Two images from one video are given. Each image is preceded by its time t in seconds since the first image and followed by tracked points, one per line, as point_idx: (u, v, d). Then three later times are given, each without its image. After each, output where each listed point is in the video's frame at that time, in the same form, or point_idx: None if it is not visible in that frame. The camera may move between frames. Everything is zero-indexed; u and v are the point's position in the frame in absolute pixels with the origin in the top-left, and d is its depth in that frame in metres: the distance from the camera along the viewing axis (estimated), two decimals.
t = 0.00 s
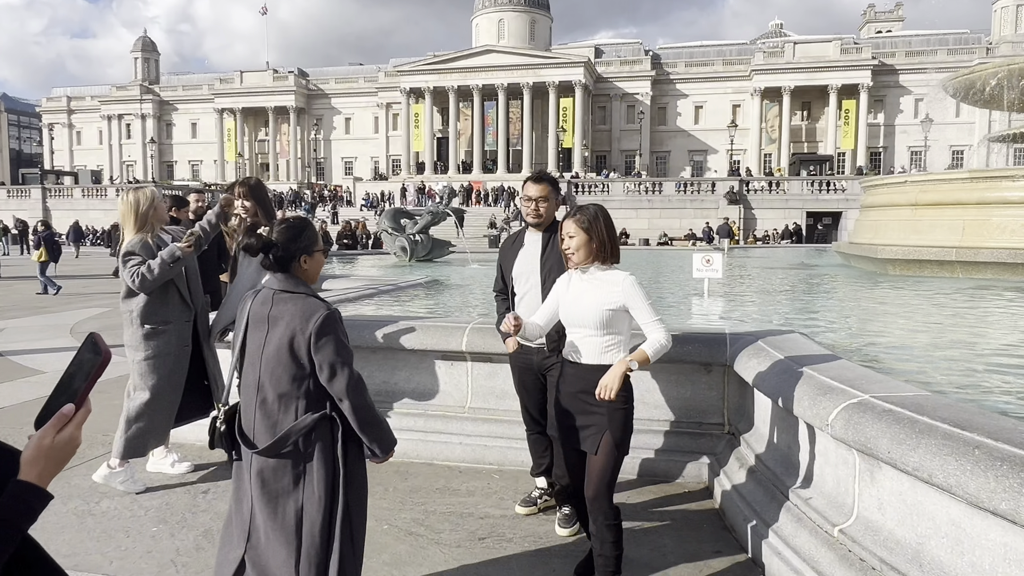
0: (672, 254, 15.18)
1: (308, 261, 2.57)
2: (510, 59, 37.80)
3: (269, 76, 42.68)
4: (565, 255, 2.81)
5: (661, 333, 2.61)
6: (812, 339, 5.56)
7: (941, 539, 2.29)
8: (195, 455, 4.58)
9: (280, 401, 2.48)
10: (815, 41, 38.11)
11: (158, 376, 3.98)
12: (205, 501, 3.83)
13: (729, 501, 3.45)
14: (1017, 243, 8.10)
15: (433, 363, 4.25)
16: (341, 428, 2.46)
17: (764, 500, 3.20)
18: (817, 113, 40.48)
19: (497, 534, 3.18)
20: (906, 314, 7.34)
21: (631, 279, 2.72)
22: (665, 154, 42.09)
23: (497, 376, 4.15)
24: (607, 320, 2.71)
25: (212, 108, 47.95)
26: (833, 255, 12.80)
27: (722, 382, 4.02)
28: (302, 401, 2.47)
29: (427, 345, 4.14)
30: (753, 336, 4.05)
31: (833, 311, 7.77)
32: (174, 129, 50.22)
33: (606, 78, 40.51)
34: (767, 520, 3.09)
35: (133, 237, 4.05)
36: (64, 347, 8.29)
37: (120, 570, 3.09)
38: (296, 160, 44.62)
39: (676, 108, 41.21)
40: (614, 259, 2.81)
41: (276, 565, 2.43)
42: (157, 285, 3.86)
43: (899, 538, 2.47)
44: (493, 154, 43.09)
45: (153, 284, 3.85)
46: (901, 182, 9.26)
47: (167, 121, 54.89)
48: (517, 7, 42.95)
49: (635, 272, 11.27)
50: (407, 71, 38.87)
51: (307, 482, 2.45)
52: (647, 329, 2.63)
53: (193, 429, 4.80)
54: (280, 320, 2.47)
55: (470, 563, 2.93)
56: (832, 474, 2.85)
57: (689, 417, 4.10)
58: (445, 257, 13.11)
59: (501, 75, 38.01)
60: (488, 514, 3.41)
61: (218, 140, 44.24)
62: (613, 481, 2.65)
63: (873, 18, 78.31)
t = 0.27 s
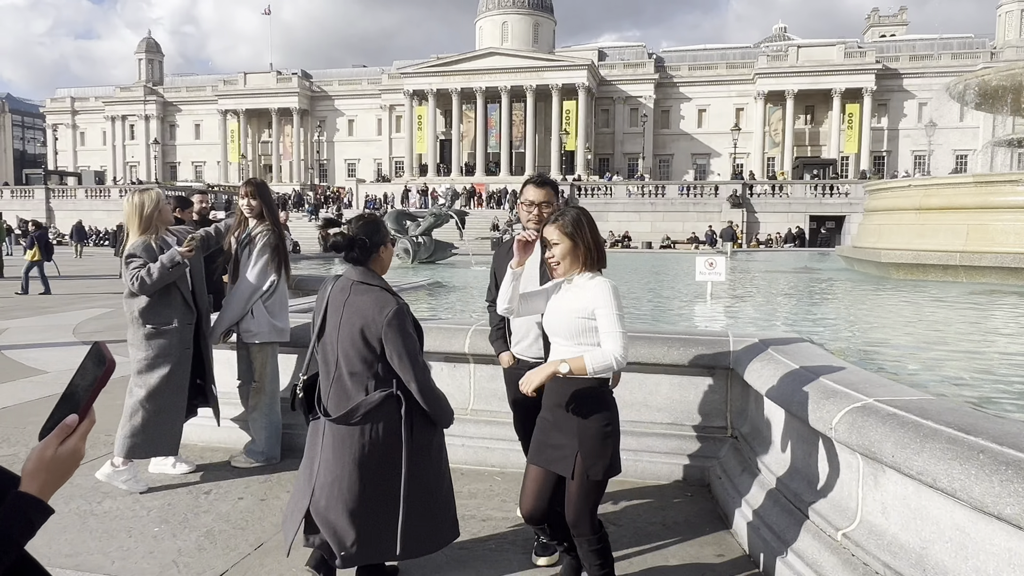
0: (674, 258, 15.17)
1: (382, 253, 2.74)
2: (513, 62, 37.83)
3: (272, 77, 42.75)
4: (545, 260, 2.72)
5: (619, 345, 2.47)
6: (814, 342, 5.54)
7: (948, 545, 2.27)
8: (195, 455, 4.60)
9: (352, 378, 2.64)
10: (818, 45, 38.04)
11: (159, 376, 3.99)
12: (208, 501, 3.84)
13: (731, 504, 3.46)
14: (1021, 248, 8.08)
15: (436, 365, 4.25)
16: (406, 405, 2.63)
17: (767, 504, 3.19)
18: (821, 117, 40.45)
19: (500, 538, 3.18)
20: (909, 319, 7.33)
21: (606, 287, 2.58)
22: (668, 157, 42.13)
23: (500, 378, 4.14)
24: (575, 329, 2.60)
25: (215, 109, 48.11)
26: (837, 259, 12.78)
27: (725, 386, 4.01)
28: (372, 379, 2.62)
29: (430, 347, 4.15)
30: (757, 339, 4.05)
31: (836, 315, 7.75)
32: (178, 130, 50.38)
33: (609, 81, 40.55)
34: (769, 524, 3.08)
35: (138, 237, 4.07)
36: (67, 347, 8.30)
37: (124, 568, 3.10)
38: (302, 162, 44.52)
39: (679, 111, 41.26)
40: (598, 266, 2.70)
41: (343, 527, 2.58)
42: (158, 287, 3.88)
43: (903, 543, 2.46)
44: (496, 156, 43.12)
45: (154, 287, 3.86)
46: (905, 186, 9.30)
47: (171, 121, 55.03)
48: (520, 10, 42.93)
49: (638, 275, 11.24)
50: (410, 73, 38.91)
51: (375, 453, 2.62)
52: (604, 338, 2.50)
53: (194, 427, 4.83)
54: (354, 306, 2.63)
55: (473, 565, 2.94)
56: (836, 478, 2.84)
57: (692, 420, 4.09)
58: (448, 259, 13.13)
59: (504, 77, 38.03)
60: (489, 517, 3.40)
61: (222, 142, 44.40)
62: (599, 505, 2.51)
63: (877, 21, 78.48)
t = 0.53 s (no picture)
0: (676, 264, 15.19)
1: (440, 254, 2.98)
2: (516, 67, 37.92)
3: (275, 82, 42.89)
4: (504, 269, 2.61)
5: (557, 367, 2.37)
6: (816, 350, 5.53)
7: (950, 553, 2.28)
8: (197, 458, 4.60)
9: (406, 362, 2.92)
10: (820, 52, 38.12)
11: (160, 380, 3.99)
12: (209, 504, 3.84)
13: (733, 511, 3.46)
14: None
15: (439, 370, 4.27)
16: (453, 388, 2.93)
17: (769, 511, 3.19)
18: (823, 124, 40.47)
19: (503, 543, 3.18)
20: (911, 326, 7.34)
21: (561, 301, 2.44)
22: (670, 163, 42.17)
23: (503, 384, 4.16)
24: (525, 344, 2.51)
25: (219, 113, 48.27)
26: (839, 266, 12.78)
27: (727, 392, 4.03)
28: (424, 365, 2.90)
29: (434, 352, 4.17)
30: (759, 346, 4.07)
31: (838, 322, 7.73)
32: (181, 133, 50.53)
33: (611, 88, 40.64)
34: (770, 531, 3.09)
35: (142, 242, 4.07)
36: (70, 349, 8.33)
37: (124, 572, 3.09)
38: (305, 166, 44.60)
39: (681, 118, 41.31)
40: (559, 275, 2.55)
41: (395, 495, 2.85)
42: (160, 292, 3.88)
43: (907, 552, 2.46)
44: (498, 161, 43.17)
45: (156, 293, 3.86)
46: (906, 194, 9.30)
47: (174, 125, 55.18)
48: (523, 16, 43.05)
49: (639, 281, 11.26)
50: (413, 78, 38.99)
51: (423, 429, 2.89)
52: (548, 358, 2.42)
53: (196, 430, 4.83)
54: (413, 300, 2.89)
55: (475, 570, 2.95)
56: (840, 486, 2.84)
57: (694, 427, 4.09)
58: (450, 264, 13.15)
59: (506, 82, 38.11)
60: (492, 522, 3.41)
61: (225, 145, 44.52)
62: (573, 521, 2.47)
63: (880, 28, 78.52)
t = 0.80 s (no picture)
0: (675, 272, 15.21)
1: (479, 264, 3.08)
2: (516, 75, 38.05)
3: (276, 87, 43.02)
4: (454, 280, 2.47)
5: (545, 375, 2.33)
6: (816, 359, 5.53)
7: (951, 565, 2.26)
8: (195, 464, 4.58)
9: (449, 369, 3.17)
10: (819, 62, 38.27)
11: (161, 386, 3.99)
12: (207, 511, 3.83)
13: (731, 521, 3.45)
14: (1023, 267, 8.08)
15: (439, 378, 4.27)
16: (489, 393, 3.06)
17: (769, 522, 3.18)
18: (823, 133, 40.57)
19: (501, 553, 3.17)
20: (910, 336, 7.34)
21: (525, 311, 2.38)
22: (669, 171, 42.26)
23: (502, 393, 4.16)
24: (486, 358, 2.40)
25: (220, 118, 48.39)
26: (838, 276, 12.81)
27: (726, 401, 4.02)
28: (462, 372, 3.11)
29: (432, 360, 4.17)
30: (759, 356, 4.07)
31: (839, 332, 7.72)
32: (182, 137, 50.63)
33: (611, 96, 40.78)
34: (771, 543, 3.07)
35: (145, 246, 4.06)
36: (70, 354, 8.34)
37: None
38: (305, 171, 44.68)
39: (681, 126, 41.42)
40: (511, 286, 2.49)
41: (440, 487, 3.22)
42: (163, 297, 3.88)
43: (907, 564, 2.45)
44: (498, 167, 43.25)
45: (159, 297, 3.86)
46: (907, 204, 9.31)
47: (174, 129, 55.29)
48: (524, 24, 43.23)
49: (639, 289, 11.28)
50: (414, 85, 39.11)
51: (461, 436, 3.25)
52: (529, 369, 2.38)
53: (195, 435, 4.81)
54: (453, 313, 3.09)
55: None
56: (838, 497, 2.83)
57: (692, 436, 4.08)
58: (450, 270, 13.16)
59: (507, 90, 38.21)
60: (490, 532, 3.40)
61: (226, 150, 44.62)
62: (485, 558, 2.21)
63: (878, 37, 78.88)
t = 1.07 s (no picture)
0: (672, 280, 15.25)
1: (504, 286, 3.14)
2: (515, 81, 38.13)
3: (276, 92, 43.05)
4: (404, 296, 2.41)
5: (505, 407, 2.30)
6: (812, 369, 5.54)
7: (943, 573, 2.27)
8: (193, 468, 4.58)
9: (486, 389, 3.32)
10: (817, 71, 38.41)
11: (159, 391, 3.99)
12: (205, 515, 3.82)
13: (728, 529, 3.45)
14: (1018, 278, 8.11)
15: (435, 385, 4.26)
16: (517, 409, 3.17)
17: (766, 531, 3.19)
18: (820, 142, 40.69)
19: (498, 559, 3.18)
20: (906, 345, 7.36)
21: (478, 336, 2.33)
22: (667, 179, 42.32)
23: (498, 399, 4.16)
24: (431, 383, 2.33)
25: (219, 122, 48.39)
26: (835, 285, 12.85)
27: (722, 409, 3.99)
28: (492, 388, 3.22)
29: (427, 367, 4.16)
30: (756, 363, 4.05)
31: (835, 340, 7.74)
32: (181, 141, 50.61)
33: (610, 104, 40.87)
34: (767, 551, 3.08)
35: (144, 250, 4.06)
36: (67, 358, 8.32)
37: None
38: (304, 176, 44.67)
39: (679, 134, 41.50)
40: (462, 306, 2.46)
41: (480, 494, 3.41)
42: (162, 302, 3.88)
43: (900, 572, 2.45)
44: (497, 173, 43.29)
45: (158, 302, 3.86)
46: (903, 214, 9.35)
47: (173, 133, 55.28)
48: (524, 31, 43.32)
49: (636, 296, 11.30)
50: (413, 91, 39.15)
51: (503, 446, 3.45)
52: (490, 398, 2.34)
53: (193, 439, 4.80)
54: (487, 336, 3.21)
55: None
56: (833, 505, 2.83)
57: (688, 444, 4.06)
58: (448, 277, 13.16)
59: (505, 96, 38.25)
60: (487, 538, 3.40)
61: (224, 154, 44.58)
62: None
63: (875, 47, 79.32)
